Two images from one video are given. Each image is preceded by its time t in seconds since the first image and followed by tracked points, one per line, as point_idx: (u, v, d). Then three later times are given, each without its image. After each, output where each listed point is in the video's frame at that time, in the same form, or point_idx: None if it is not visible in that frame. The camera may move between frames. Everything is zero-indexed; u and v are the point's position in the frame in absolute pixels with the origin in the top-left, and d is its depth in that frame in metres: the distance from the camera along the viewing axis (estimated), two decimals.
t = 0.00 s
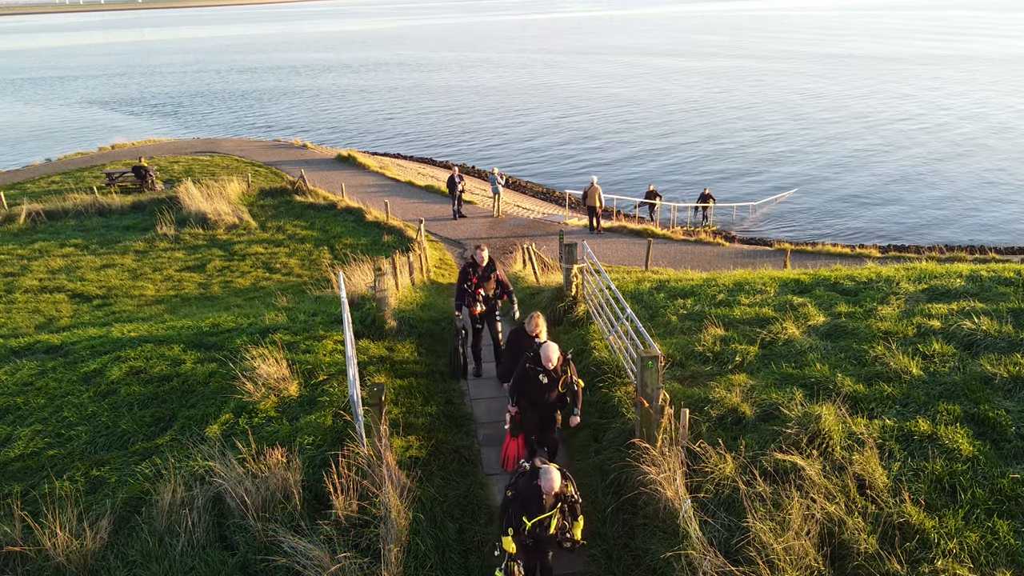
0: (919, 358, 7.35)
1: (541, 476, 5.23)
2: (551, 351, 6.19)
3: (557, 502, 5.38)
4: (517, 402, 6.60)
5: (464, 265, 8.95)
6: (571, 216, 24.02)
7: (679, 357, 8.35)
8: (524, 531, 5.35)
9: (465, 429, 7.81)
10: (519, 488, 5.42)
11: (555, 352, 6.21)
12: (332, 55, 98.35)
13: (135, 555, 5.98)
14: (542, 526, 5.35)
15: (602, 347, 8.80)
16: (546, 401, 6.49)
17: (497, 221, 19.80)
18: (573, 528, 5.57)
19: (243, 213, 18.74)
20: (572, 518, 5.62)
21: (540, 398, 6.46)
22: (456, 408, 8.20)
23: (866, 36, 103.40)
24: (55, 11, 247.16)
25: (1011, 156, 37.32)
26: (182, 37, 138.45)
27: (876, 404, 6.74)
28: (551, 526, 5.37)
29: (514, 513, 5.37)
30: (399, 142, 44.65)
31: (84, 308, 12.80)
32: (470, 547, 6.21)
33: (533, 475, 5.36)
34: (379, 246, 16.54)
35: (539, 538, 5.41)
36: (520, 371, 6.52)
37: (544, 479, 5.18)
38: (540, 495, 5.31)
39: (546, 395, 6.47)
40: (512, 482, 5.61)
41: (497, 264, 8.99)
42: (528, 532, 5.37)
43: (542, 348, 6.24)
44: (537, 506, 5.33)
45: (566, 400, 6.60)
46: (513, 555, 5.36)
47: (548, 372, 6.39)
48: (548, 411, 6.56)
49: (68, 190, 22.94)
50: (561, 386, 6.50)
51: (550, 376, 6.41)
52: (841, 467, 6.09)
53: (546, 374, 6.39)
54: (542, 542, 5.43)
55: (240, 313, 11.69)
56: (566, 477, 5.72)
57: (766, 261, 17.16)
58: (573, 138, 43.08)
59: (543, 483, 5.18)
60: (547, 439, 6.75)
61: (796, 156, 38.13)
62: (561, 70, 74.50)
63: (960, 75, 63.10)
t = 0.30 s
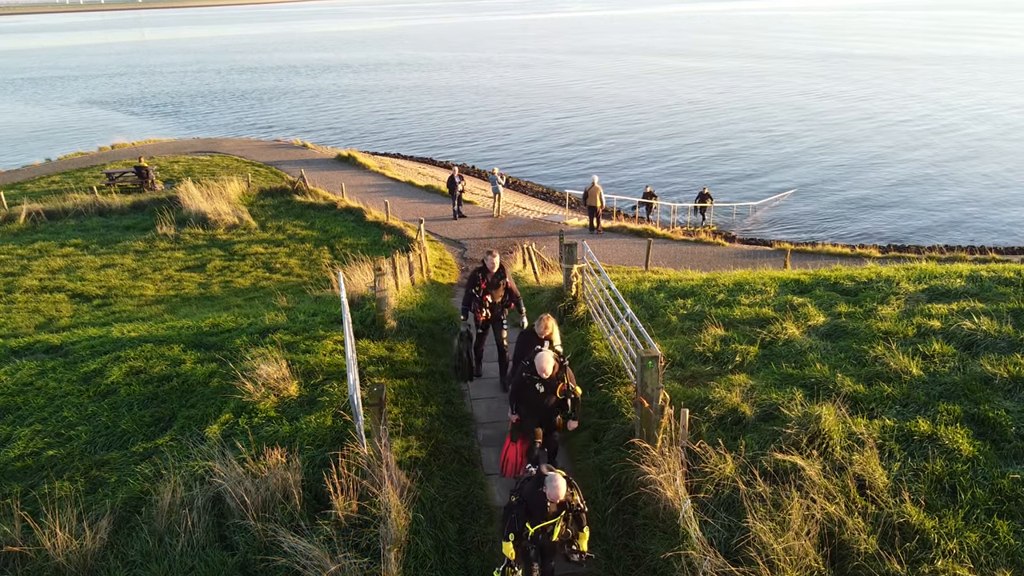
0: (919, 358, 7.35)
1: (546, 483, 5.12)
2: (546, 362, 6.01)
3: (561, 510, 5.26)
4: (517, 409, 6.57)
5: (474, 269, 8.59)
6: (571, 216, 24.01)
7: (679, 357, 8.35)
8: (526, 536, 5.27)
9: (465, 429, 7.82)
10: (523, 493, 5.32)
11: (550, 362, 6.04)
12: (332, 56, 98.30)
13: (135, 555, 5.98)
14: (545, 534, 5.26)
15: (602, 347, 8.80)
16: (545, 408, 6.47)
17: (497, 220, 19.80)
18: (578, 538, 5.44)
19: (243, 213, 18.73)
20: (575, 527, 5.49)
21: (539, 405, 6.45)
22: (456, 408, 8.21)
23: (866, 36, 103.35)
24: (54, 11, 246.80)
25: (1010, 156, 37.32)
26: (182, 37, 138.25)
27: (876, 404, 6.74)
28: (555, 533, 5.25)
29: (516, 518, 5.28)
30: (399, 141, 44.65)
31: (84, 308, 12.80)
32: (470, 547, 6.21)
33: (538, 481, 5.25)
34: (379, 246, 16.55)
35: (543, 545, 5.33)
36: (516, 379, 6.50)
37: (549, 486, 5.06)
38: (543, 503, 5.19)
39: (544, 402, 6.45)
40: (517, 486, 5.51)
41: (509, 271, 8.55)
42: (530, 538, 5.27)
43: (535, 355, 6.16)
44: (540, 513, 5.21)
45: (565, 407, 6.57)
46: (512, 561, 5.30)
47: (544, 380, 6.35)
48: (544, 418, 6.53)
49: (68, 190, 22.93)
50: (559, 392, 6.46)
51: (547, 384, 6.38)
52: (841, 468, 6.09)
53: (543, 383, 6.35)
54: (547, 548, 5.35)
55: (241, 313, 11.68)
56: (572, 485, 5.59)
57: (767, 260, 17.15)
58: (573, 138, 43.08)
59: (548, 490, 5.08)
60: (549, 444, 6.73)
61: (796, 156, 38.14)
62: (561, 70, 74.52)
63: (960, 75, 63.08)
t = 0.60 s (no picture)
0: (919, 358, 7.35)
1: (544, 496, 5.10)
2: (535, 368, 6.02)
3: (561, 521, 5.24)
4: (513, 416, 6.52)
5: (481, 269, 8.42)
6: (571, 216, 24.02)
7: (679, 356, 8.35)
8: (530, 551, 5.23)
9: (465, 429, 7.82)
10: (522, 507, 5.29)
11: (539, 369, 6.03)
12: (332, 55, 98.23)
13: (135, 555, 5.98)
14: (547, 546, 5.21)
15: (602, 348, 8.79)
16: (539, 415, 6.39)
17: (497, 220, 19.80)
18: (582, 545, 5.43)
19: (243, 213, 18.73)
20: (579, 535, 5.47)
21: (533, 412, 6.37)
22: (456, 408, 8.21)
23: (866, 36, 103.32)
24: (54, 12, 246.72)
25: (1011, 156, 37.34)
26: (182, 37, 138.06)
27: (876, 404, 6.73)
28: (556, 544, 5.22)
29: (517, 533, 5.25)
30: (399, 142, 44.64)
31: (84, 308, 12.79)
32: (470, 548, 6.20)
33: (535, 494, 5.24)
34: (379, 246, 16.54)
35: (545, 558, 5.26)
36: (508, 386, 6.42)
37: (548, 498, 5.07)
38: (543, 516, 5.17)
39: (538, 409, 6.37)
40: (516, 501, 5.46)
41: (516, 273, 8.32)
42: (533, 552, 5.23)
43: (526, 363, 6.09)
44: (540, 527, 5.19)
45: (559, 410, 6.49)
46: None
47: (536, 387, 6.27)
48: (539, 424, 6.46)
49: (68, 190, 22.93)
50: (551, 397, 6.39)
51: (539, 391, 6.29)
52: (842, 468, 6.08)
53: (535, 390, 6.28)
54: (550, 561, 5.29)
55: (240, 313, 11.68)
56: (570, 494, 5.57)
57: (767, 261, 17.16)
58: (573, 138, 43.10)
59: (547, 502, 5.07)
60: (547, 449, 6.67)
61: (796, 156, 38.14)
62: (561, 70, 74.51)
63: (960, 75, 63.08)
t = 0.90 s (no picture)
0: (919, 358, 7.35)
1: (540, 507, 4.99)
2: (531, 373, 5.96)
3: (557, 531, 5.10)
4: (510, 423, 6.45)
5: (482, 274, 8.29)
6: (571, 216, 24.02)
7: (679, 357, 8.35)
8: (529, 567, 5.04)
9: (465, 429, 7.83)
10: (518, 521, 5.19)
11: (535, 373, 5.97)
12: (332, 55, 98.21)
13: (134, 555, 5.98)
14: (547, 560, 5.05)
15: (602, 347, 8.80)
16: (536, 421, 6.32)
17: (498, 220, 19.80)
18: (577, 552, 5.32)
19: (243, 213, 18.72)
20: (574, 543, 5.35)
21: (530, 418, 6.29)
22: (456, 408, 8.21)
23: (866, 36, 103.36)
24: (52, 11, 246.05)
25: (1011, 156, 37.36)
26: (181, 37, 137.99)
27: (876, 404, 6.73)
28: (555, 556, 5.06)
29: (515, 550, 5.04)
30: (399, 142, 44.65)
31: (84, 308, 12.79)
32: (470, 548, 6.20)
33: (530, 506, 5.07)
34: (379, 246, 16.54)
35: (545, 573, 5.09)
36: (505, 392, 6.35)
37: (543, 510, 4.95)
38: (541, 530, 5.01)
39: (535, 415, 6.30)
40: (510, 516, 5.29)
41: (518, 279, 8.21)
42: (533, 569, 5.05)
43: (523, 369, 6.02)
44: (537, 538, 5.04)
45: (557, 414, 6.42)
46: None
47: (533, 392, 6.20)
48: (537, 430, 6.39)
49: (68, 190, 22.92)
50: (549, 402, 6.31)
51: (537, 397, 6.23)
52: (842, 468, 6.08)
53: (531, 395, 6.21)
54: None
55: (240, 313, 11.68)
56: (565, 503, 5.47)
57: (767, 261, 17.16)
58: (573, 138, 43.11)
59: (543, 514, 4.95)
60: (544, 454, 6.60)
61: (796, 156, 38.16)
62: (561, 70, 74.51)
63: (961, 75, 63.11)
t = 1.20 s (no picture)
0: (920, 358, 7.35)
1: (542, 513, 4.97)
2: (533, 377, 5.98)
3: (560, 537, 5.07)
4: (509, 426, 6.43)
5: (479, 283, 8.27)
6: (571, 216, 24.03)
7: (679, 357, 8.36)
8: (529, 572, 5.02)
9: (465, 430, 7.84)
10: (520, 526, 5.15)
11: (537, 377, 5.98)
12: (332, 56, 98.13)
13: (134, 555, 5.98)
14: (547, 565, 5.02)
15: (602, 347, 8.80)
16: (537, 424, 6.31)
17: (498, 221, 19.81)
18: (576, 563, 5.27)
19: (244, 213, 18.72)
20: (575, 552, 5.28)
21: (531, 421, 6.30)
22: (456, 409, 8.23)
23: (866, 36, 103.35)
24: (49, 9, 245.09)
25: (1011, 156, 37.37)
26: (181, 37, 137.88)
27: (876, 404, 6.73)
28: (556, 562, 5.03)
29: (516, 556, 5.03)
30: (399, 142, 44.66)
31: (84, 308, 12.80)
32: (470, 549, 6.21)
33: (533, 512, 5.07)
34: (379, 246, 16.55)
35: None
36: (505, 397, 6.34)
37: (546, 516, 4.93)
38: (542, 535, 4.99)
39: (536, 420, 6.29)
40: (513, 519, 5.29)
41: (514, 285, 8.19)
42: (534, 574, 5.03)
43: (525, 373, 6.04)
44: (539, 544, 5.01)
45: (558, 420, 6.41)
46: None
47: (534, 397, 6.20)
48: (539, 435, 6.38)
49: (69, 190, 22.92)
50: (550, 407, 6.31)
51: (538, 401, 6.23)
52: (842, 468, 6.08)
53: (533, 399, 6.22)
54: None
55: (241, 313, 11.68)
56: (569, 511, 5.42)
57: (767, 261, 17.17)
58: (574, 138, 43.11)
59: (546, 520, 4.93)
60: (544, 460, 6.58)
61: (797, 156, 38.14)
62: (561, 70, 74.53)
63: (961, 75, 63.11)
